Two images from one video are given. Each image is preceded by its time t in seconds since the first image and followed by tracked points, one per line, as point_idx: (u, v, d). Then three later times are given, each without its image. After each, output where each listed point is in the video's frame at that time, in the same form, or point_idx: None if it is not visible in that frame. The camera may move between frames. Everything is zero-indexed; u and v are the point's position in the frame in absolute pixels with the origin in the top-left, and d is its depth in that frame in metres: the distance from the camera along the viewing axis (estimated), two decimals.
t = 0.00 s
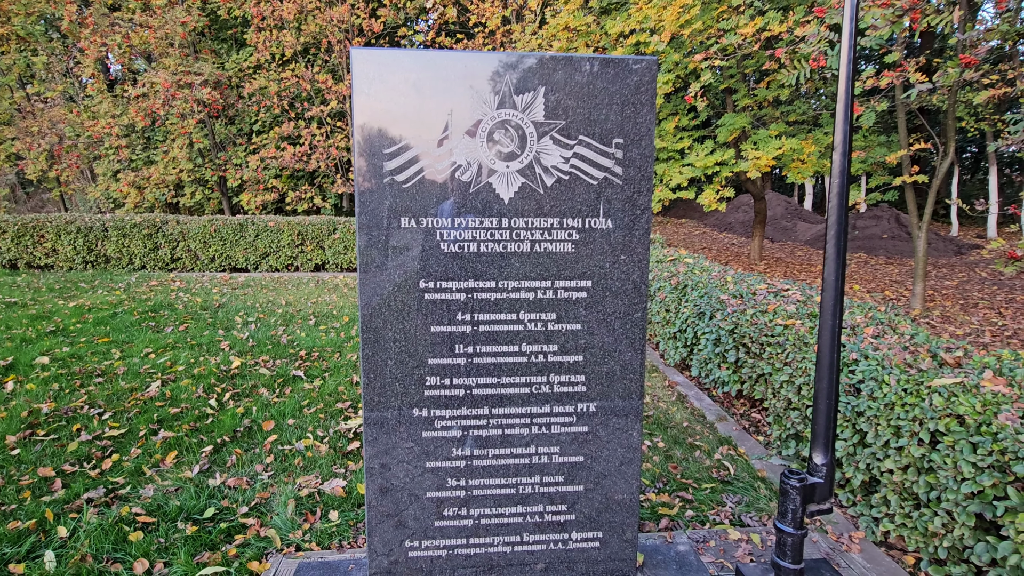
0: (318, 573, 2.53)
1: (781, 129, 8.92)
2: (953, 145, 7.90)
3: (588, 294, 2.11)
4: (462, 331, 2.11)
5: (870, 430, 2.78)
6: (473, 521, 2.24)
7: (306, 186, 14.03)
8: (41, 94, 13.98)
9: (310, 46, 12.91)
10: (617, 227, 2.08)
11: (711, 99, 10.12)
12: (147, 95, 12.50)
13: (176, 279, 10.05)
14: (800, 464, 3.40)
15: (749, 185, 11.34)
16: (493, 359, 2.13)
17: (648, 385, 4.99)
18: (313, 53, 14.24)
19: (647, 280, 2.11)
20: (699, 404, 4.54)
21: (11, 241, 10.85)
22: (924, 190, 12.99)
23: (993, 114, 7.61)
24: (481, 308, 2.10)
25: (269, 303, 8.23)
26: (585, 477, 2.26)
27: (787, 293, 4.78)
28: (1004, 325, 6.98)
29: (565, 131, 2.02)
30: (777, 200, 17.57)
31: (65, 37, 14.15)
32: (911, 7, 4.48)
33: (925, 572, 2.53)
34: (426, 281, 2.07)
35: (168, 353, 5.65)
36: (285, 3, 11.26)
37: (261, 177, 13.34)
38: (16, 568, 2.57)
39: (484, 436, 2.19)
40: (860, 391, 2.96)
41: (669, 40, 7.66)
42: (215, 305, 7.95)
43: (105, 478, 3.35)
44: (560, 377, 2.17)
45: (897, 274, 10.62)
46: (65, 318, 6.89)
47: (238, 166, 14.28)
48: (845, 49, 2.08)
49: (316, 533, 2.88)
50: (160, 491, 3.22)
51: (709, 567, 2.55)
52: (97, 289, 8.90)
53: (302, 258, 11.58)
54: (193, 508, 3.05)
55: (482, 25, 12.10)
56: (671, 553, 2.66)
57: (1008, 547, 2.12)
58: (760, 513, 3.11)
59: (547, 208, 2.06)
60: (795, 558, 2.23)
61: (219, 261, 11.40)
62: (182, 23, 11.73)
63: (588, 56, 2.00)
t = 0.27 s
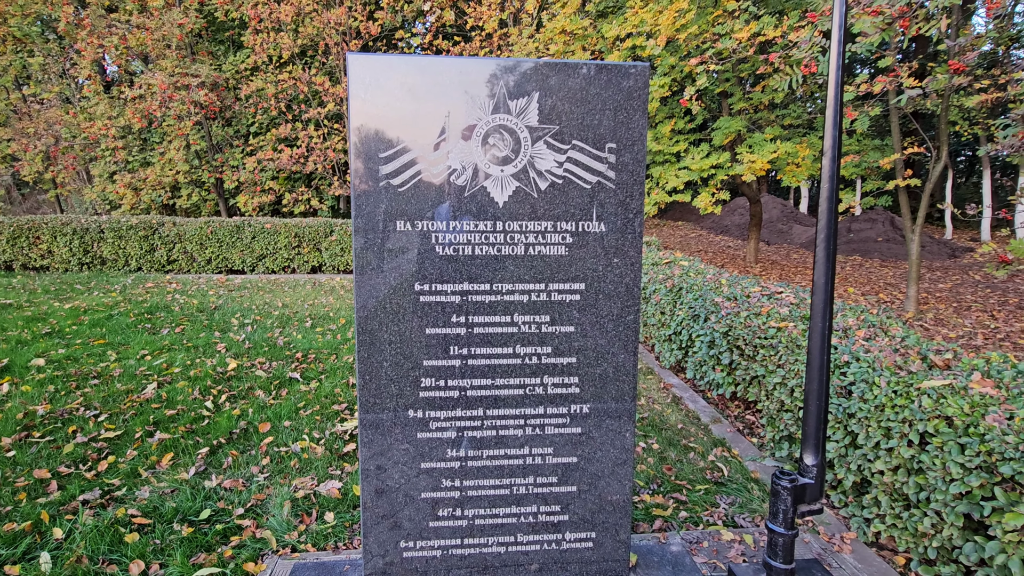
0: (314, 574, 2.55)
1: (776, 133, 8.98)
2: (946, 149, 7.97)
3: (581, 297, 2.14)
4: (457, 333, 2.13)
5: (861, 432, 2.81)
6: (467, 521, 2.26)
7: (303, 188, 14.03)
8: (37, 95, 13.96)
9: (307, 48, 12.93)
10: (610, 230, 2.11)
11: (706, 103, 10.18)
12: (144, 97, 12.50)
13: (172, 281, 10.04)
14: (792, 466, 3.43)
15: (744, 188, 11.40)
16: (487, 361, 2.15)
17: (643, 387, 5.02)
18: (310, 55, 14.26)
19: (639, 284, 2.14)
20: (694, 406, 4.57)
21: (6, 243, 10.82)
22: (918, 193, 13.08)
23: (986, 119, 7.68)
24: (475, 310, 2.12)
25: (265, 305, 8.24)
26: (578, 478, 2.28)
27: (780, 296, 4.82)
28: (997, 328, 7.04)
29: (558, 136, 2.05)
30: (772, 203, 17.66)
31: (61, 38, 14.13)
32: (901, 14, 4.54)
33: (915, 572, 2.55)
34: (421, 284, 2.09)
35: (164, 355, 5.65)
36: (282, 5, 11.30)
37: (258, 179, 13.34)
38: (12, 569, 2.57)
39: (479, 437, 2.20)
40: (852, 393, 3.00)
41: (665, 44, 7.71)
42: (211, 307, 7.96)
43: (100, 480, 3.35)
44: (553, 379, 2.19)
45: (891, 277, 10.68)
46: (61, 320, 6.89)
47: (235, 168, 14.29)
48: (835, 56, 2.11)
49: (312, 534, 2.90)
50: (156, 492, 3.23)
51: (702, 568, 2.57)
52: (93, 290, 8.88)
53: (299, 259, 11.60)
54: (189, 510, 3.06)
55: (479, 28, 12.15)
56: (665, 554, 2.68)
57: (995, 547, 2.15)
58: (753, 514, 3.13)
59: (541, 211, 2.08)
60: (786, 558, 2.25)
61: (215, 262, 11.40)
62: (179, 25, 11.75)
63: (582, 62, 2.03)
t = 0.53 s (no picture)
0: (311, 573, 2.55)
1: (773, 135, 9.02)
2: (941, 152, 8.02)
3: (577, 297, 2.15)
4: (454, 333, 2.14)
5: (855, 432, 2.83)
6: (464, 520, 2.27)
7: (301, 189, 14.04)
8: (34, 96, 13.95)
9: (306, 49, 12.94)
10: (606, 231, 2.12)
11: (704, 105, 10.22)
12: (142, 98, 12.49)
13: (169, 282, 10.04)
14: (788, 466, 3.45)
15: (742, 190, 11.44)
16: (484, 361, 2.17)
17: (640, 388, 5.03)
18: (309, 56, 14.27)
19: (635, 284, 2.16)
20: (690, 406, 4.59)
21: (3, 243, 10.80)
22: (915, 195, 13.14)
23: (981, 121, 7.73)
24: (472, 311, 2.14)
25: (263, 306, 8.25)
26: (574, 478, 2.29)
27: (776, 297, 4.85)
28: (992, 329, 7.07)
29: (555, 137, 2.07)
30: (769, 205, 17.72)
31: (59, 38, 14.12)
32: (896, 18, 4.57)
33: (909, 572, 2.57)
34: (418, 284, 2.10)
35: (161, 356, 5.66)
36: (281, 6, 11.31)
37: (255, 180, 13.34)
38: (8, 569, 2.57)
39: (476, 436, 2.22)
40: (846, 394, 3.02)
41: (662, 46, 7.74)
42: (209, 307, 7.96)
43: (97, 480, 3.35)
44: (549, 379, 2.20)
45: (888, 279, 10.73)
46: (58, 320, 6.88)
47: (233, 168, 14.29)
48: (828, 59, 2.14)
49: (309, 534, 2.91)
50: (153, 492, 3.23)
51: (697, 567, 2.59)
52: (90, 291, 8.88)
53: (297, 260, 11.60)
54: (186, 510, 3.06)
55: (477, 30, 12.18)
56: (661, 554, 2.69)
57: (986, 546, 2.17)
58: (748, 514, 3.15)
59: (537, 213, 2.10)
60: (780, 557, 2.27)
61: (213, 263, 11.39)
62: (177, 25, 11.75)
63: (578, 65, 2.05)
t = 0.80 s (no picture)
0: None
1: (771, 140, 9.06)
2: (938, 156, 8.05)
3: (575, 301, 2.17)
4: (453, 336, 2.16)
5: (852, 435, 2.84)
6: (463, 522, 2.28)
7: (301, 193, 14.07)
8: (35, 100, 13.99)
9: (306, 54, 13.00)
10: (604, 235, 2.14)
11: (702, 110, 10.26)
12: (142, 102, 12.53)
13: (169, 286, 10.05)
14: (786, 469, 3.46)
15: (740, 194, 11.47)
16: (483, 364, 2.18)
17: (639, 392, 5.04)
18: (309, 61, 14.34)
19: (633, 287, 2.17)
20: (689, 410, 4.60)
21: (2, 247, 10.81)
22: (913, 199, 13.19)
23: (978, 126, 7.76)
24: (471, 314, 2.15)
25: (263, 310, 8.26)
26: (573, 480, 2.30)
27: (774, 301, 4.87)
28: (990, 333, 7.09)
29: (553, 142, 2.09)
30: (768, 209, 17.77)
31: (60, 43, 14.18)
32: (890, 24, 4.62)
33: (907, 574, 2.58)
34: (418, 287, 2.12)
35: (160, 360, 5.66)
36: (281, 12, 11.38)
37: (255, 184, 13.38)
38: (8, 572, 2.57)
39: (475, 439, 2.23)
40: (843, 397, 3.03)
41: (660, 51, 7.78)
42: (208, 311, 7.97)
43: (97, 484, 3.36)
44: (547, 382, 2.22)
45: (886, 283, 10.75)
46: (58, 324, 6.89)
47: (233, 173, 14.33)
48: (823, 65, 2.16)
49: (309, 537, 2.91)
50: (152, 496, 3.24)
51: (696, 570, 2.59)
52: (90, 295, 8.89)
53: (297, 264, 11.62)
54: (185, 513, 3.06)
55: (476, 35, 12.24)
56: (659, 556, 2.70)
57: (983, 548, 2.18)
58: (747, 517, 3.15)
59: (536, 217, 2.12)
60: (778, 559, 2.29)
61: (213, 267, 11.41)
62: (178, 30, 11.81)
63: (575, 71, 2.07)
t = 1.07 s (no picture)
0: None
1: (770, 143, 9.10)
2: (936, 159, 8.09)
3: (573, 304, 2.19)
4: (451, 340, 2.18)
5: (850, 437, 2.86)
6: (462, 524, 2.29)
7: (302, 197, 14.12)
8: (37, 106, 14.06)
9: (307, 59, 13.07)
10: (601, 240, 2.17)
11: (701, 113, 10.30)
12: (144, 107, 12.60)
13: (170, 290, 10.08)
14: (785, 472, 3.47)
15: (740, 197, 11.50)
16: (481, 367, 2.20)
17: (638, 394, 5.06)
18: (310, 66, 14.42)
19: (630, 291, 2.20)
20: (689, 413, 4.61)
21: (4, 252, 10.85)
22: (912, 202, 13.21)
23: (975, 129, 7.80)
24: (469, 318, 2.17)
25: (263, 314, 8.29)
26: (571, 483, 2.32)
27: (772, 303, 4.89)
28: (989, 335, 7.10)
29: (550, 148, 2.12)
30: (768, 212, 17.81)
31: (62, 48, 14.27)
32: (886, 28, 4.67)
33: None
34: (417, 292, 2.14)
35: (162, 364, 5.69)
36: (282, 17, 11.46)
37: (256, 189, 13.44)
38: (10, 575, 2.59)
39: (474, 441, 2.25)
40: (841, 399, 3.05)
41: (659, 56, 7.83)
42: (210, 316, 8.00)
43: (99, 487, 3.38)
44: (545, 385, 2.24)
45: (886, 285, 10.77)
46: (59, 328, 6.91)
47: (234, 177, 14.39)
48: (817, 72, 2.20)
49: (309, 540, 2.93)
50: (154, 499, 3.26)
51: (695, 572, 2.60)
52: (92, 299, 8.92)
53: (297, 268, 11.66)
54: (187, 516, 3.08)
55: (476, 39, 12.31)
56: (658, 558, 2.71)
57: (978, 550, 2.19)
58: (745, 519, 3.17)
59: (533, 221, 2.14)
60: (775, 561, 2.30)
61: (214, 271, 11.45)
62: (180, 36, 11.89)
63: (572, 77, 2.10)
